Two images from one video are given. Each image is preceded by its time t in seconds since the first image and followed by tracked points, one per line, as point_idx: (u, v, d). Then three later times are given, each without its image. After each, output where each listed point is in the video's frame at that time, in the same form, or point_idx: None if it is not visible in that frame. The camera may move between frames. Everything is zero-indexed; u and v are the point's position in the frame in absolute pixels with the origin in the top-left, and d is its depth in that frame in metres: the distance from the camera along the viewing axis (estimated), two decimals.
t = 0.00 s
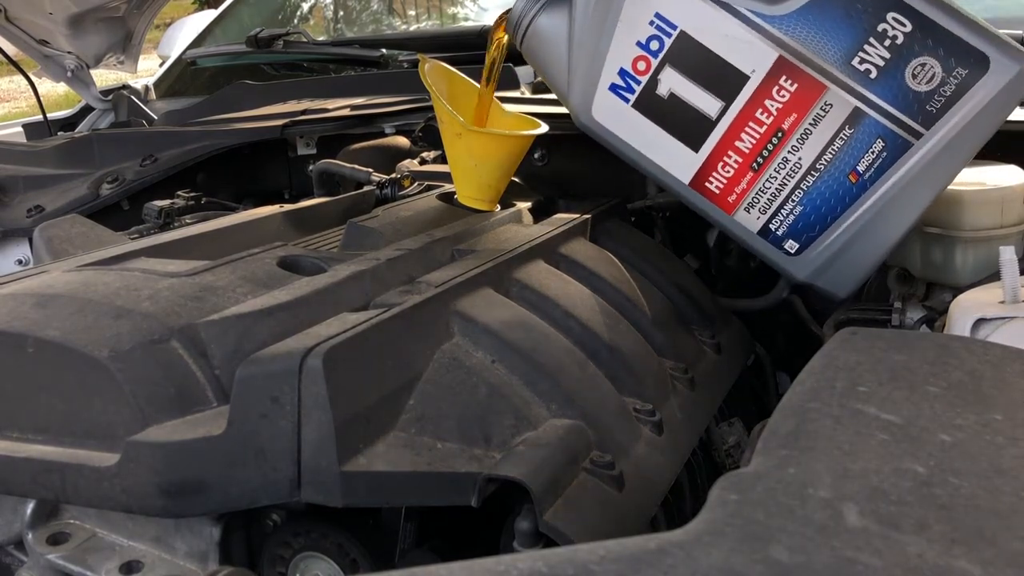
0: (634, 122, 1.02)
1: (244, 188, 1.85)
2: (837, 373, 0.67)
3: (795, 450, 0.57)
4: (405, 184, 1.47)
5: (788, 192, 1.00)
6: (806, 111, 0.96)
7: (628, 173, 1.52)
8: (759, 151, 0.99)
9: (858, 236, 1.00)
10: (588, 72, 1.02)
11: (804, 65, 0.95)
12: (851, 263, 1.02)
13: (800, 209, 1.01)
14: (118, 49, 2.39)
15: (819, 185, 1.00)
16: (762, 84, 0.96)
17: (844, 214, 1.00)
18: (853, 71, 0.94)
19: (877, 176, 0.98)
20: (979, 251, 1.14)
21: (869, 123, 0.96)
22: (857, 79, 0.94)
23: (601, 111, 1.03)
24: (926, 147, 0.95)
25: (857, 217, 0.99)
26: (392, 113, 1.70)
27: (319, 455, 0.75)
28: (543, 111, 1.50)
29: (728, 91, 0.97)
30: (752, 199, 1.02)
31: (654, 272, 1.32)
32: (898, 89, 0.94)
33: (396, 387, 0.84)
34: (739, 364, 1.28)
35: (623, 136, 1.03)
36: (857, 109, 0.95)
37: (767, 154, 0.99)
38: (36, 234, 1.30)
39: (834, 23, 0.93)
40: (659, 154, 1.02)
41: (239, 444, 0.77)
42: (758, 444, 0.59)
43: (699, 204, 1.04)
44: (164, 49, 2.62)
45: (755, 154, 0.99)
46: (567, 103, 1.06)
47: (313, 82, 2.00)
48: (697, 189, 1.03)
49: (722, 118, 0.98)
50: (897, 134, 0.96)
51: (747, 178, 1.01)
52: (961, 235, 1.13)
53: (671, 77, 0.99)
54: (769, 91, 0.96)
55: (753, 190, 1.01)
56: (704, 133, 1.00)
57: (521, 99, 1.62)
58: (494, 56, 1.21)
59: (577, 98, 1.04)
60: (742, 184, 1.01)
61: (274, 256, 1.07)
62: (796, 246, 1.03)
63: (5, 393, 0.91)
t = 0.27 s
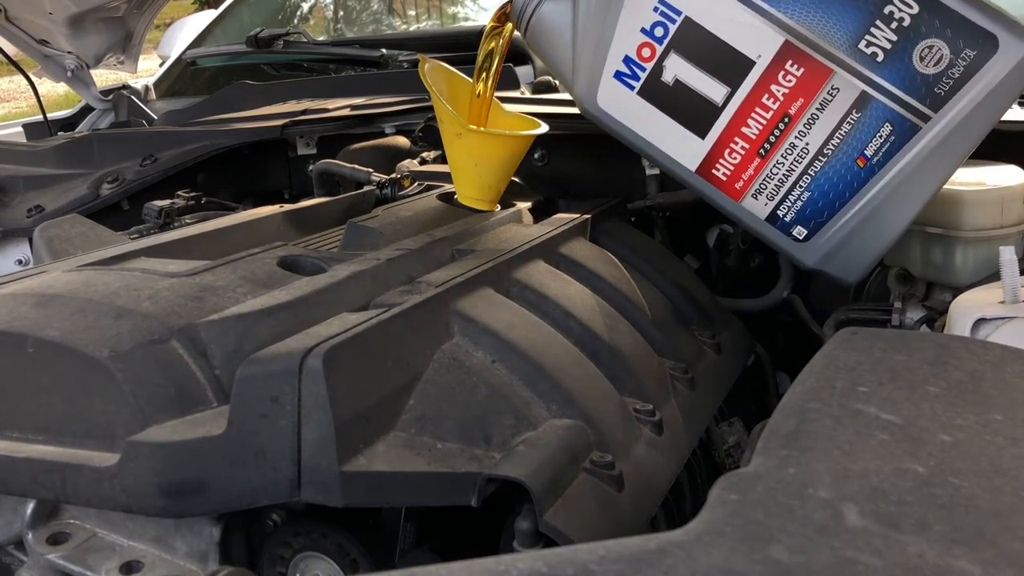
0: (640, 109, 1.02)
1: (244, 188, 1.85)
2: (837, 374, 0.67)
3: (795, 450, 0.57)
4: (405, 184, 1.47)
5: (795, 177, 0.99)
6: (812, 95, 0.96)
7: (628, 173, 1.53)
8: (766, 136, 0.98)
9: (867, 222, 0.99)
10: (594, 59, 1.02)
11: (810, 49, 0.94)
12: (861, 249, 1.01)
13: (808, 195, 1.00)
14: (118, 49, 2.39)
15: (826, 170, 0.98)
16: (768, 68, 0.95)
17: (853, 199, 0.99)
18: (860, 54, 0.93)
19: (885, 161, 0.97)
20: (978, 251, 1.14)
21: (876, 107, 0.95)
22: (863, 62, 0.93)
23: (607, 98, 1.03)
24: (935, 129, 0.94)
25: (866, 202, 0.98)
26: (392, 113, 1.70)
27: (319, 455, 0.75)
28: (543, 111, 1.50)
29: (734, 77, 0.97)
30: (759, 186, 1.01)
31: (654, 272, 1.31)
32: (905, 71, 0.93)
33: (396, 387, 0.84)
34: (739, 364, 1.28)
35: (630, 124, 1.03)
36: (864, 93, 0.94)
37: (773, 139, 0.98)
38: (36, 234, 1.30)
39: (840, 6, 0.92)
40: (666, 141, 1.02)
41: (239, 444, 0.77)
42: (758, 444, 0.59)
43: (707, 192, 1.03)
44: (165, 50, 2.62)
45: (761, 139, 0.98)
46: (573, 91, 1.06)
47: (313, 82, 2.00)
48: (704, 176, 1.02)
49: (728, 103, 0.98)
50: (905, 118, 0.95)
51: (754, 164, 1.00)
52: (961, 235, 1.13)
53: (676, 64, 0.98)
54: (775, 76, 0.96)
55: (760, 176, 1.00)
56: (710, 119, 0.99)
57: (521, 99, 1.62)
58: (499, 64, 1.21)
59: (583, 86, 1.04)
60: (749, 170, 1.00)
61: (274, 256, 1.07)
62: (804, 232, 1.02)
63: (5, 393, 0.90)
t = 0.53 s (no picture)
0: (645, 113, 1.02)
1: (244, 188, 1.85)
2: (837, 374, 0.67)
3: (795, 450, 0.57)
4: (405, 184, 1.47)
5: (802, 177, 0.99)
6: (817, 96, 0.95)
7: (629, 173, 1.53)
8: (772, 137, 0.98)
9: (876, 220, 0.99)
10: (597, 62, 1.02)
11: (815, 49, 0.94)
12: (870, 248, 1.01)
13: (815, 195, 1.00)
14: (118, 49, 2.39)
15: (833, 170, 0.98)
16: (773, 68, 0.95)
17: (860, 198, 0.99)
18: (864, 54, 0.93)
19: (892, 159, 0.96)
20: (979, 251, 1.14)
21: (882, 106, 0.94)
22: (869, 62, 0.93)
23: (611, 101, 1.03)
24: (942, 127, 0.94)
25: (873, 200, 0.98)
26: (392, 113, 1.70)
27: (319, 455, 0.75)
28: (543, 111, 1.50)
29: (737, 78, 0.97)
30: (766, 187, 1.01)
31: (654, 272, 1.31)
32: (911, 70, 0.93)
33: (396, 387, 0.84)
34: (739, 365, 1.28)
35: (634, 127, 1.03)
36: (870, 92, 0.94)
37: (780, 140, 0.98)
38: (36, 234, 1.30)
39: (844, 6, 0.92)
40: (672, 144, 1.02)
41: (238, 444, 0.77)
42: (758, 444, 0.59)
43: (714, 193, 1.03)
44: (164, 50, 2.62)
45: (768, 140, 0.98)
46: (577, 94, 1.06)
47: (313, 82, 2.00)
48: (711, 177, 1.02)
49: (734, 104, 0.98)
50: (912, 116, 0.94)
51: (761, 165, 1.00)
52: (961, 235, 1.13)
53: (680, 66, 0.98)
54: (780, 76, 0.96)
55: (767, 177, 1.00)
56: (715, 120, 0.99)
57: (521, 99, 1.62)
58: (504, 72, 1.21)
59: (587, 89, 1.04)
60: (756, 171, 1.00)
61: (274, 256, 1.07)
62: (812, 232, 1.02)
63: (5, 393, 0.90)
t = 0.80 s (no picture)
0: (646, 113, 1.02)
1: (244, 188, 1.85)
2: (837, 374, 0.67)
3: (795, 450, 0.57)
4: (405, 184, 1.47)
5: (803, 177, 0.99)
6: (818, 95, 0.95)
7: (629, 173, 1.53)
8: (773, 137, 0.98)
9: (877, 219, 0.99)
10: (598, 63, 1.02)
11: (815, 49, 0.94)
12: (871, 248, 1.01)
13: (817, 194, 1.00)
14: (118, 49, 2.39)
15: (834, 170, 0.98)
16: (774, 68, 0.95)
17: (862, 198, 0.99)
18: (865, 53, 0.93)
19: (893, 159, 0.96)
20: (979, 251, 1.14)
21: (883, 105, 0.94)
22: (869, 61, 0.93)
23: (612, 101, 1.03)
24: (942, 126, 0.94)
25: (875, 200, 0.98)
26: (392, 113, 1.70)
27: (319, 455, 0.75)
28: (543, 111, 1.50)
29: (739, 79, 0.97)
30: (767, 187, 1.01)
31: (654, 272, 1.31)
32: (911, 69, 0.93)
33: (396, 387, 0.84)
34: (739, 365, 1.28)
35: (635, 127, 1.03)
36: (870, 91, 0.94)
37: (781, 140, 0.98)
38: (36, 234, 1.30)
39: (844, 5, 0.92)
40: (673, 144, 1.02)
41: (238, 444, 0.77)
42: (758, 444, 0.59)
43: (715, 194, 1.03)
44: (164, 50, 2.62)
45: (768, 140, 0.98)
46: (577, 95, 1.06)
47: (313, 82, 2.00)
48: (712, 178, 1.03)
49: (734, 104, 0.98)
50: (912, 115, 0.94)
51: (762, 165, 1.00)
52: (961, 235, 1.13)
53: (680, 67, 0.98)
54: (780, 76, 0.96)
55: (768, 177, 1.00)
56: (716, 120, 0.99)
57: (521, 99, 1.62)
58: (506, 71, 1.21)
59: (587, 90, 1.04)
60: (757, 171, 1.00)
61: (274, 256, 1.07)
62: (814, 232, 1.02)
63: (4, 393, 0.90)
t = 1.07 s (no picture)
0: (645, 116, 1.02)
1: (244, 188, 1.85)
2: (837, 374, 0.67)
3: (795, 450, 0.57)
4: (405, 184, 1.47)
5: (803, 179, 0.99)
6: (818, 97, 0.95)
7: (629, 172, 1.52)
8: (772, 139, 0.98)
9: (877, 221, 0.99)
10: (597, 65, 1.02)
11: (814, 50, 0.94)
12: (871, 250, 1.01)
13: (817, 196, 1.00)
14: (118, 48, 2.38)
15: (835, 171, 0.98)
16: (773, 70, 0.95)
17: (862, 200, 0.99)
18: (864, 55, 0.93)
19: (893, 160, 0.96)
20: (979, 250, 1.14)
21: (882, 106, 0.94)
22: (869, 63, 0.93)
23: (611, 103, 1.03)
24: (942, 127, 0.94)
25: (875, 201, 0.98)
26: (392, 113, 1.70)
27: (319, 456, 0.75)
28: (543, 111, 1.50)
29: (739, 80, 0.97)
30: (767, 189, 1.01)
31: (654, 272, 1.31)
32: (910, 71, 0.93)
33: (396, 387, 0.84)
34: (739, 365, 1.28)
35: (635, 129, 1.03)
36: (870, 93, 0.94)
37: (780, 142, 0.98)
38: (36, 234, 1.30)
39: (843, 7, 0.92)
40: (672, 146, 1.02)
41: (238, 444, 0.77)
42: (758, 444, 0.59)
43: (715, 196, 1.03)
44: (164, 50, 2.62)
45: (768, 142, 0.98)
46: (576, 97, 1.06)
47: (313, 82, 2.00)
48: (712, 180, 1.03)
49: (734, 106, 0.98)
50: (912, 117, 0.94)
51: (762, 167, 1.00)
52: (961, 236, 1.13)
53: (680, 69, 0.99)
54: (779, 78, 0.96)
55: (768, 180, 1.00)
56: (716, 122, 0.99)
57: (521, 99, 1.62)
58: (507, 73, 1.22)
59: (587, 92, 1.04)
60: (757, 173, 1.00)
61: (274, 256, 1.07)
62: (813, 234, 1.02)
63: (4, 393, 0.90)
